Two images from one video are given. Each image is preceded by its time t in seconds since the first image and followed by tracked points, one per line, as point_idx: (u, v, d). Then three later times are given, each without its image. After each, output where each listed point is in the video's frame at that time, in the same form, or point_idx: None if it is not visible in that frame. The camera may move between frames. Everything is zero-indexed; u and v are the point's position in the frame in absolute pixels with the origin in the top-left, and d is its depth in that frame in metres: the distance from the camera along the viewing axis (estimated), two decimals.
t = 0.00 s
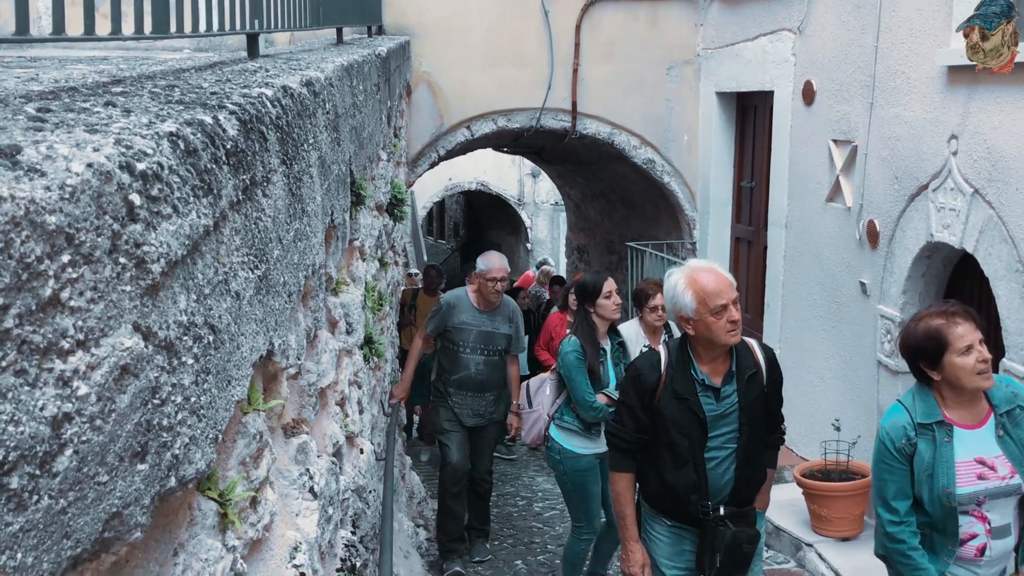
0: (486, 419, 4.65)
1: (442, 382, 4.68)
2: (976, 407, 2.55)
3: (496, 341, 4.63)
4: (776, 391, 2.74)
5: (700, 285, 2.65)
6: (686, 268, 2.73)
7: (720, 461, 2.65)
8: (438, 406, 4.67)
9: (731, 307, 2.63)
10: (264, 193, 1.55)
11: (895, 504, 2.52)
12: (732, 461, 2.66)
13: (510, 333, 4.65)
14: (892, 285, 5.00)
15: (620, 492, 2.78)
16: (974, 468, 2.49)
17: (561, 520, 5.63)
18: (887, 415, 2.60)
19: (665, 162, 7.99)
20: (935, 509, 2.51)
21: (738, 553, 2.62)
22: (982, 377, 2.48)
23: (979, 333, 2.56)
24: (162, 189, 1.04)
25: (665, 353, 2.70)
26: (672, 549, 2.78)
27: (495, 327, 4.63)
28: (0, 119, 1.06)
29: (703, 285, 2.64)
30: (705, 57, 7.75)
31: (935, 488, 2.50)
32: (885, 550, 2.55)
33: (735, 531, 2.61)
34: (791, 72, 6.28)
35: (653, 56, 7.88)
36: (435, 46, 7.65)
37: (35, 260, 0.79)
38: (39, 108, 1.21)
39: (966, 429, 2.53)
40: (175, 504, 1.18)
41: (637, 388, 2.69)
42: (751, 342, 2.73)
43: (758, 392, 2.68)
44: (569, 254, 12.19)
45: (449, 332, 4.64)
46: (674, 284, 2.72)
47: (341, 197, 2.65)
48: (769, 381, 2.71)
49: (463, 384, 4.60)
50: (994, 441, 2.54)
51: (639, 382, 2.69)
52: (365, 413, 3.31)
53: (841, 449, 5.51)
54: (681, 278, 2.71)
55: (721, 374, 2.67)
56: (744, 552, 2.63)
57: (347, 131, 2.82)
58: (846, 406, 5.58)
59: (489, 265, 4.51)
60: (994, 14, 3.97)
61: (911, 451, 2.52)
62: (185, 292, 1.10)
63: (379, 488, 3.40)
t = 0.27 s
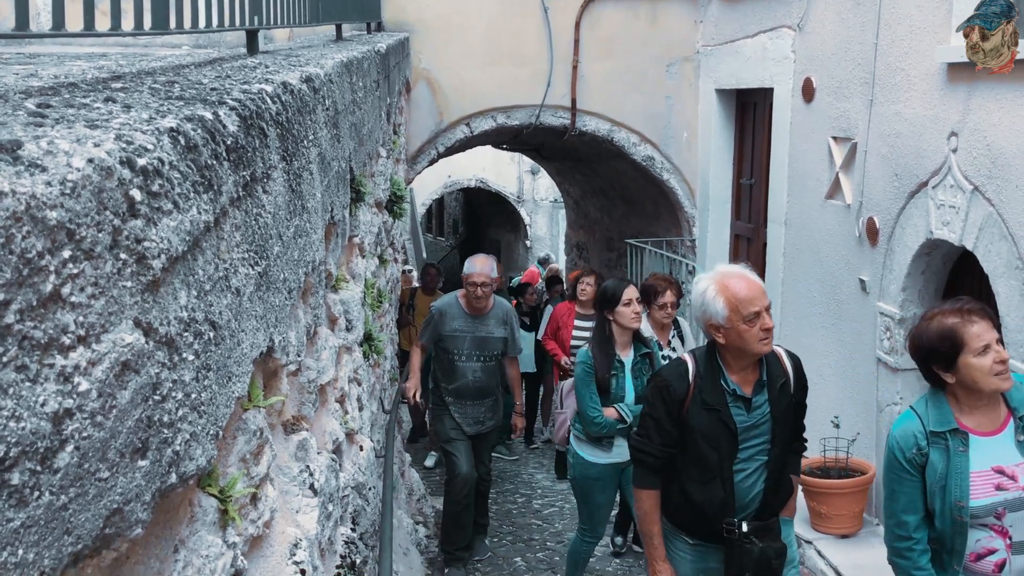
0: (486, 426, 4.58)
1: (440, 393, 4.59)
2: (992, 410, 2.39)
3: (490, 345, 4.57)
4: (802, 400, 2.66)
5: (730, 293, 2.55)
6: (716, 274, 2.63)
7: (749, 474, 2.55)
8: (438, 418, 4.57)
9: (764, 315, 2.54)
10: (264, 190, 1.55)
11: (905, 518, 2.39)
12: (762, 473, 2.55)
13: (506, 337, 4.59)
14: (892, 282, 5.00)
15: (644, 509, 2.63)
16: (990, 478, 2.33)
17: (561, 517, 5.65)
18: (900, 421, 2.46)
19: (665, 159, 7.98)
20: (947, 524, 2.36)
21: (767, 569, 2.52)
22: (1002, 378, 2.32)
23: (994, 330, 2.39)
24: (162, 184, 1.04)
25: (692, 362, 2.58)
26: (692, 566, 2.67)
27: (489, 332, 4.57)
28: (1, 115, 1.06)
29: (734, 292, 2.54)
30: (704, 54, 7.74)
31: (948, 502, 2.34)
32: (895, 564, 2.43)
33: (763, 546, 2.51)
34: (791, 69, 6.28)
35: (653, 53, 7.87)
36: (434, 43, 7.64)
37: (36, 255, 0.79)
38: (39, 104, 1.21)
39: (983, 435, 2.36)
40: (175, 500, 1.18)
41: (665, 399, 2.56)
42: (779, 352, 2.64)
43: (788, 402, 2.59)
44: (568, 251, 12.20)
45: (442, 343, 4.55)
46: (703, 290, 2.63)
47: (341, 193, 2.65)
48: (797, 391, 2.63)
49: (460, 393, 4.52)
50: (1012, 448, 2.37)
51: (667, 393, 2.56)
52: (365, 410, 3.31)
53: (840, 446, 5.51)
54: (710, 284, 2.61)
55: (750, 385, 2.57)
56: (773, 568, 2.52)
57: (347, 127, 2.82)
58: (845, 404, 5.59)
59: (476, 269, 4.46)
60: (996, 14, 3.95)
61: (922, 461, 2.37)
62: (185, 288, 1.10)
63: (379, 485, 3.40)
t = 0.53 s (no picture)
0: (487, 422, 4.53)
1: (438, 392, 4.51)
2: (1007, 419, 2.37)
3: (484, 337, 4.49)
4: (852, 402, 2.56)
5: (777, 280, 2.48)
6: (762, 261, 2.57)
7: (797, 474, 2.46)
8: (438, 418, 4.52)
9: (813, 303, 2.47)
10: (262, 187, 1.55)
11: (912, 529, 2.37)
12: (811, 473, 2.47)
13: (498, 326, 4.50)
14: (890, 280, 5.01)
15: (682, 507, 2.56)
16: (1001, 489, 2.32)
17: (559, 515, 5.65)
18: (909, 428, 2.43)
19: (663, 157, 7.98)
20: (954, 537, 2.34)
21: None
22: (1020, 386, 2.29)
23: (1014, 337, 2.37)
24: (159, 181, 1.04)
25: (734, 353, 2.51)
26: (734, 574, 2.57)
27: (480, 324, 4.47)
28: None
29: (781, 279, 2.47)
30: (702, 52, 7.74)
31: (956, 514, 2.32)
32: None
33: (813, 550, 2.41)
34: (789, 67, 6.28)
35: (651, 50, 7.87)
36: (432, 40, 7.64)
37: (32, 253, 0.79)
38: (35, 101, 1.20)
39: (996, 446, 2.34)
40: (172, 498, 1.18)
41: (705, 392, 2.50)
42: (826, 345, 2.56)
43: (837, 399, 2.50)
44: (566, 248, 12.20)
45: (434, 342, 4.45)
46: (748, 278, 2.56)
47: (338, 190, 2.64)
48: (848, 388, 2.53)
49: (459, 391, 4.46)
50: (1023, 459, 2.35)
51: (707, 385, 2.49)
52: (363, 408, 3.31)
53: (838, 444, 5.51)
54: (755, 272, 2.55)
55: (797, 378, 2.49)
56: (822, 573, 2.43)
57: (344, 124, 2.81)
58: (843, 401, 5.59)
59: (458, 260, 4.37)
60: (994, 13, 3.93)
61: (931, 471, 2.34)
62: (182, 286, 1.10)
63: (377, 482, 3.40)
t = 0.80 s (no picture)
0: (491, 421, 4.37)
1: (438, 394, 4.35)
2: None
3: (485, 335, 4.30)
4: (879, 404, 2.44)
5: (806, 274, 2.36)
6: (789, 256, 2.44)
7: (829, 479, 2.32)
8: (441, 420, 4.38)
9: (843, 299, 2.35)
10: (259, 187, 1.55)
11: (924, 550, 2.22)
12: (843, 478, 2.33)
13: (500, 324, 4.32)
14: (887, 279, 5.01)
15: (709, 515, 2.40)
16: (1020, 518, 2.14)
17: (557, 514, 5.66)
18: (929, 443, 2.26)
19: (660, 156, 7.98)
20: (967, 564, 2.18)
21: None
22: None
23: None
24: (156, 180, 1.04)
25: (760, 352, 2.38)
26: None
27: (482, 322, 4.29)
28: None
29: (810, 274, 2.35)
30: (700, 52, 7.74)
31: (971, 539, 2.16)
32: None
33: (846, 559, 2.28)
34: (786, 66, 6.28)
35: (649, 50, 7.87)
36: (429, 39, 7.63)
37: (29, 252, 0.79)
38: (32, 100, 1.20)
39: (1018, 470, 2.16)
40: (170, 498, 1.18)
41: (730, 391, 2.36)
42: (854, 346, 2.44)
43: (868, 403, 2.37)
44: (563, 247, 12.21)
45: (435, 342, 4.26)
46: (773, 273, 2.44)
47: (336, 190, 2.64)
48: (879, 391, 2.40)
49: (461, 392, 4.29)
50: None
51: (733, 384, 2.36)
52: (360, 408, 3.30)
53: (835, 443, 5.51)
54: (780, 267, 2.42)
55: (827, 378, 2.36)
56: None
57: (342, 123, 2.81)
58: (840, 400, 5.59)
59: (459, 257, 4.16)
60: (994, 13, 3.93)
61: (947, 491, 2.18)
62: (180, 285, 1.10)
63: (375, 482, 3.39)
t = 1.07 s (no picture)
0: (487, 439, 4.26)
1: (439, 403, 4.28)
2: None
3: (492, 351, 4.19)
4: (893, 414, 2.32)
5: (823, 279, 2.24)
6: (804, 261, 2.33)
7: (845, 495, 2.19)
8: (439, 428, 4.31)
9: (862, 306, 2.22)
10: (256, 187, 1.55)
11: (952, 549, 2.14)
12: (859, 493, 2.20)
13: (508, 341, 4.21)
14: (884, 279, 5.01)
15: (716, 531, 2.27)
16: None
17: (555, 514, 5.66)
18: (960, 432, 2.18)
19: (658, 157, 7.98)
20: (1000, 562, 2.11)
21: None
22: None
23: None
24: (153, 181, 1.04)
25: (774, 362, 2.24)
26: None
27: (489, 337, 4.19)
28: None
29: (827, 279, 2.23)
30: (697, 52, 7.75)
31: (1008, 535, 2.09)
32: None
33: None
34: (783, 67, 6.29)
35: (646, 50, 7.87)
36: (426, 39, 7.63)
37: (25, 252, 0.79)
38: (28, 100, 1.20)
39: None
40: (166, 499, 1.17)
41: (742, 402, 2.22)
42: (869, 357, 2.31)
43: (884, 410, 2.25)
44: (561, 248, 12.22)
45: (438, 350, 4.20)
46: (788, 279, 2.32)
47: (333, 190, 2.64)
48: (891, 402, 2.28)
49: (459, 404, 4.21)
50: None
51: (745, 395, 2.21)
52: (358, 408, 3.30)
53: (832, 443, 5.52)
54: (795, 273, 2.31)
55: (842, 388, 2.23)
56: None
57: (338, 124, 2.81)
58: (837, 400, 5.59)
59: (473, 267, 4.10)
60: (994, 14, 3.94)
61: (983, 485, 2.10)
62: (176, 286, 1.09)
63: (372, 482, 3.39)
